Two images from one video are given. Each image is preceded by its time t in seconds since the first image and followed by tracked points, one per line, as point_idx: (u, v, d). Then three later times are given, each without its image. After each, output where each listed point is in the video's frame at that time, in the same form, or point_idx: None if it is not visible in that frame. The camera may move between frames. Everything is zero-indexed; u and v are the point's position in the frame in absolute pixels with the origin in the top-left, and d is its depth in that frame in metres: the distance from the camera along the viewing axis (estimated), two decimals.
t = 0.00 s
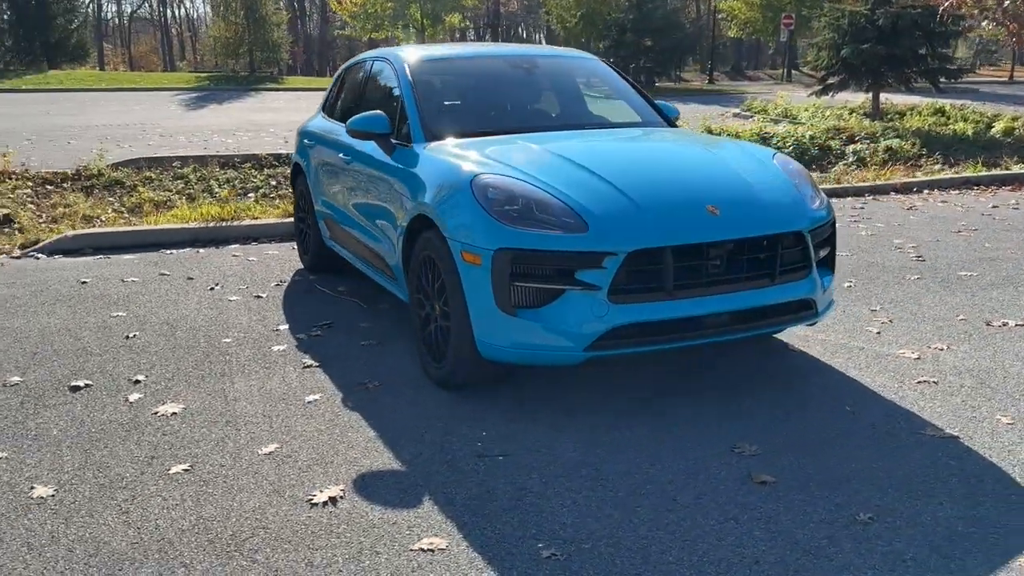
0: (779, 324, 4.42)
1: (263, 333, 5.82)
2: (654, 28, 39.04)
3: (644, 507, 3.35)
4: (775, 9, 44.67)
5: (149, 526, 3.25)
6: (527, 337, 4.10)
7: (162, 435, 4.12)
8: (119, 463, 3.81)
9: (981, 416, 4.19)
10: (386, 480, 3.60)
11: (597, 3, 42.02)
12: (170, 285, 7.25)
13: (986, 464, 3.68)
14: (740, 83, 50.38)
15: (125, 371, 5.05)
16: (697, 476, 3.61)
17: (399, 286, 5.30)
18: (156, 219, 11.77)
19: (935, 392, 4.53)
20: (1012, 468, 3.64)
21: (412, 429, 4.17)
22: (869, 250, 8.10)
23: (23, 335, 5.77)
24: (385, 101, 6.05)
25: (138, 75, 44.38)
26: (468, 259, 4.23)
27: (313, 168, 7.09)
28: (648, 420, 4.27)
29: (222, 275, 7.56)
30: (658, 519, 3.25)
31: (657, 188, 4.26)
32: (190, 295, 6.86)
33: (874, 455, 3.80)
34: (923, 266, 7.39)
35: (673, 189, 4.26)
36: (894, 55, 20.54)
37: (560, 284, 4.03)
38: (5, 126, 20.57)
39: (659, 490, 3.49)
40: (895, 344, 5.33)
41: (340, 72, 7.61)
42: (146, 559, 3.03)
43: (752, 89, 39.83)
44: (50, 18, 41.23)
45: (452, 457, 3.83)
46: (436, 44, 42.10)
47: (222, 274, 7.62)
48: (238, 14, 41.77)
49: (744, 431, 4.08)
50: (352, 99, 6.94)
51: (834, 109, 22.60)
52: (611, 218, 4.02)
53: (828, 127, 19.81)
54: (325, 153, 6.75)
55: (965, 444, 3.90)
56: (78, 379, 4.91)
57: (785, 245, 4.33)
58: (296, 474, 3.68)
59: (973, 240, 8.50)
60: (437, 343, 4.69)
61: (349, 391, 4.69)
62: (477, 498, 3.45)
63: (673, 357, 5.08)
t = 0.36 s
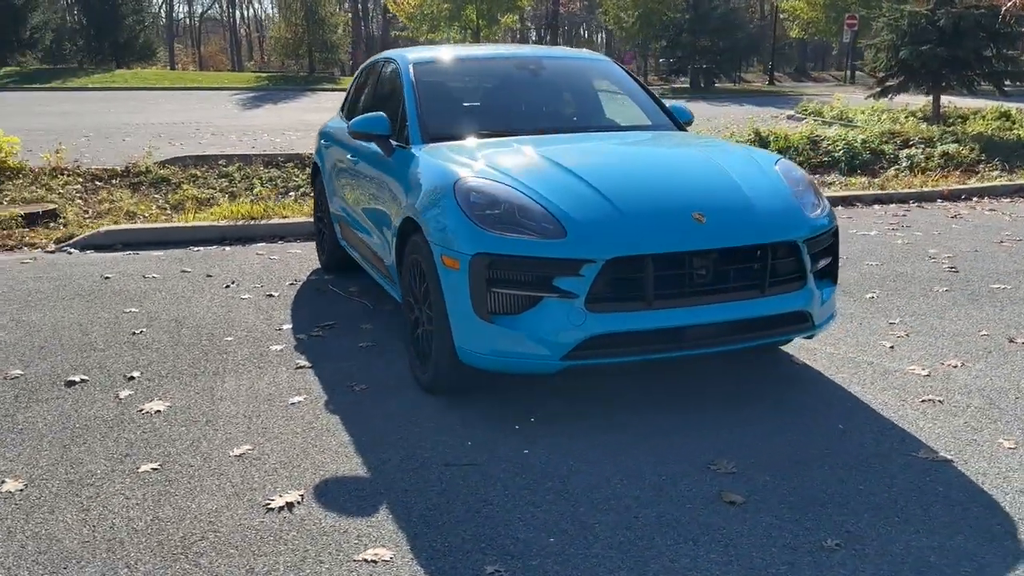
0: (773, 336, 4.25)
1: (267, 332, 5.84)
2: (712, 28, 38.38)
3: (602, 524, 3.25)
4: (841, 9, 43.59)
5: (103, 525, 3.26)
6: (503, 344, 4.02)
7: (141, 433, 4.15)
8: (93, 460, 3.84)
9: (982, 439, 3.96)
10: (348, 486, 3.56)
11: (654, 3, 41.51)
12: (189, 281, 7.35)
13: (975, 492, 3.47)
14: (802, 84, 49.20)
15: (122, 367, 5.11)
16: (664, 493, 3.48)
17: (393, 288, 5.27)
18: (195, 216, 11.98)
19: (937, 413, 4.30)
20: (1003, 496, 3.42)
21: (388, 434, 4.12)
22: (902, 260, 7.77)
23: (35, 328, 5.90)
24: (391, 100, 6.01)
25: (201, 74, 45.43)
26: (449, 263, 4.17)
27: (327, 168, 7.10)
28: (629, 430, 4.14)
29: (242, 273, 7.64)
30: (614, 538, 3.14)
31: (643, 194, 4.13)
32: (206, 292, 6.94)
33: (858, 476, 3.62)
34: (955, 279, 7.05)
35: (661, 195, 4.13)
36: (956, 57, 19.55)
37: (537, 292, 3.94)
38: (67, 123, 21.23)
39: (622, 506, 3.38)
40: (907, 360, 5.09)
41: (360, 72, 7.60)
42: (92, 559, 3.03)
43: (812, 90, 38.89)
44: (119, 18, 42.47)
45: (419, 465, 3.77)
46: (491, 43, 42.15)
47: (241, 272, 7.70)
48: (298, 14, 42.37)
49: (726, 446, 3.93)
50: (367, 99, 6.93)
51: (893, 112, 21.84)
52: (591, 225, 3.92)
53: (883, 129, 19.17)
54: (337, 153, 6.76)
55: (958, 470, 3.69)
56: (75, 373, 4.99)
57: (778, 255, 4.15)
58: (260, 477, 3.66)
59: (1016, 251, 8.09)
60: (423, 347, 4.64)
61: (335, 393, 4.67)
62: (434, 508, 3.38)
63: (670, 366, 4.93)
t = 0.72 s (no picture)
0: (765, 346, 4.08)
1: (273, 330, 5.86)
2: (772, 29, 37.61)
3: (558, 537, 3.15)
4: (910, 9, 42.33)
5: (63, 520, 3.29)
6: (480, 349, 3.95)
7: (125, 429, 4.19)
8: (71, 454, 3.89)
9: (981, 462, 3.74)
10: (312, 489, 3.53)
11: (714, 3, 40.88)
12: (210, 279, 7.44)
13: (962, 518, 3.26)
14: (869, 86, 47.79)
15: (123, 362, 5.18)
16: (631, 506, 3.37)
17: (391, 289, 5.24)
18: (235, 214, 12.17)
19: (939, 432, 4.08)
20: (991, 524, 3.22)
21: (365, 437, 4.08)
22: (938, 269, 7.44)
23: (51, 323, 6.04)
24: (398, 101, 5.99)
25: (264, 74, 46.36)
26: (430, 266, 4.11)
27: (343, 167, 7.12)
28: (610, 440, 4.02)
29: (262, 271, 7.71)
30: (567, 553, 3.04)
31: (628, 198, 4.02)
32: (223, 290, 7.01)
33: (839, 496, 3.45)
34: (990, 290, 6.71)
35: (646, 199, 4.02)
36: None
37: (513, 296, 3.86)
38: (128, 122, 21.83)
39: (583, 519, 3.27)
40: (919, 374, 4.85)
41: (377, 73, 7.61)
42: (44, 554, 3.05)
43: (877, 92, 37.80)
44: (186, 20, 43.61)
45: (388, 470, 3.72)
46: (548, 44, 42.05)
47: (263, 270, 7.77)
48: (358, 15, 42.88)
49: (706, 460, 3.79)
50: (381, 99, 6.93)
51: (957, 114, 21.05)
52: (570, 229, 3.82)
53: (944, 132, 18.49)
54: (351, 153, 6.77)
55: (949, 493, 3.48)
56: (76, 368, 5.07)
57: (770, 262, 4.00)
58: (228, 477, 3.65)
59: None
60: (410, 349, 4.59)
61: (323, 394, 4.65)
62: (391, 514, 3.32)
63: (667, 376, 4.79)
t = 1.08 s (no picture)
0: (746, 355, 4.03)
1: (281, 327, 5.98)
2: (834, 28, 36.73)
3: (511, 539, 3.16)
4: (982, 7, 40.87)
5: (38, 507, 3.42)
6: (455, 349, 3.98)
7: (118, 419, 4.33)
8: (62, 443, 4.03)
9: (963, 478, 3.63)
10: (281, 483, 3.60)
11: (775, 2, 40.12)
12: (233, 275, 7.62)
13: (927, 535, 3.17)
14: (939, 87, 46.23)
15: (132, 356, 5.35)
16: (588, 511, 3.37)
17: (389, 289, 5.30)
18: (275, 212, 12.41)
19: (926, 446, 3.97)
20: (957, 542, 3.13)
21: (344, 435, 4.14)
22: (968, 277, 7.19)
23: (73, 316, 6.26)
24: (405, 101, 6.04)
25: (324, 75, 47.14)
26: (411, 266, 4.16)
27: (361, 169, 7.22)
28: (585, 445, 4.01)
29: (286, 268, 7.86)
30: (514, 556, 3.05)
31: (607, 202, 4.00)
32: (244, 286, 7.18)
33: (803, 509, 3.38)
34: (1017, 301, 6.46)
35: (626, 203, 4.00)
36: None
37: (488, 299, 3.88)
38: (186, 121, 22.43)
39: (539, 522, 3.28)
40: (920, 386, 4.71)
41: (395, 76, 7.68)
42: (13, 538, 3.18)
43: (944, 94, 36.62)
44: (250, 22, 44.61)
45: (358, 468, 3.77)
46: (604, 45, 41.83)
47: (286, 267, 7.92)
48: (416, 17, 43.27)
49: (677, 469, 3.75)
50: (395, 101, 7.00)
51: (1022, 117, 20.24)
52: (544, 232, 3.83)
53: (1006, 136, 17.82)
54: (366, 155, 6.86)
55: (921, 509, 3.38)
56: (86, 360, 5.25)
57: (752, 268, 3.95)
58: (203, 470, 3.74)
59: None
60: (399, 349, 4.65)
61: (314, 390, 4.73)
62: (351, 511, 3.37)
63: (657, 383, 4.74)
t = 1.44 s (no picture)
0: (728, 355, 3.95)
1: (290, 321, 6.07)
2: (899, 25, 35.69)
3: (465, 536, 3.15)
4: None
5: (18, 489, 3.53)
6: (432, 345, 3.98)
7: (113, 407, 4.45)
8: (54, 428, 4.16)
9: (945, 488, 3.50)
10: (252, 474, 3.65)
11: None
12: (256, 269, 7.77)
13: (894, 546, 3.06)
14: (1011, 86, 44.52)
15: (140, 346, 5.48)
16: (549, 509, 3.33)
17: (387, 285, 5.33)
18: (313, 208, 12.61)
19: (914, 454, 3.83)
20: (924, 554, 3.01)
21: (325, 428, 4.18)
22: (999, 282, 6.92)
23: (95, 306, 6.45)
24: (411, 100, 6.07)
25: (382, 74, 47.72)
26: (393, 262, 4.17)
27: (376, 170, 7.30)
28: (562, 443, 3.97)
29: (308, 264, 7.98)
30: (465, 553, 3.04)
31: (587, 199, 3.96)
32: (263, 281, 7.31)
33: (771, 515, 3.30)
34: None
35: (607, 201, 3.95)
36: None
37: (464, 295, 3.87)
38: (241, 120, 22.93)
39: (497, 520, 3.26)
40: (922, 393, 4.55)
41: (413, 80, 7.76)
42: None
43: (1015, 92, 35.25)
44: (311, 22, 45.41)
45: (331, 460, 3.80)
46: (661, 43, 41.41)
47: (309, 262, 8.04)
48: (471, 16, 43.48)
49: (649, 469, 3.69)
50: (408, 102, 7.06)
51: None
52: (520, 228, 3.80)
53: None
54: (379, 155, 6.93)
55: (893, 518, 3.27)
56: (96, 349, 5.41)
57: (734, 266, 3.87)
58: (181, 458, 3.82)
59: None
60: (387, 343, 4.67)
61: (306, 383, 4.78)
62: (313, 502, 3.40)
63: (648, 381, 4.68)
